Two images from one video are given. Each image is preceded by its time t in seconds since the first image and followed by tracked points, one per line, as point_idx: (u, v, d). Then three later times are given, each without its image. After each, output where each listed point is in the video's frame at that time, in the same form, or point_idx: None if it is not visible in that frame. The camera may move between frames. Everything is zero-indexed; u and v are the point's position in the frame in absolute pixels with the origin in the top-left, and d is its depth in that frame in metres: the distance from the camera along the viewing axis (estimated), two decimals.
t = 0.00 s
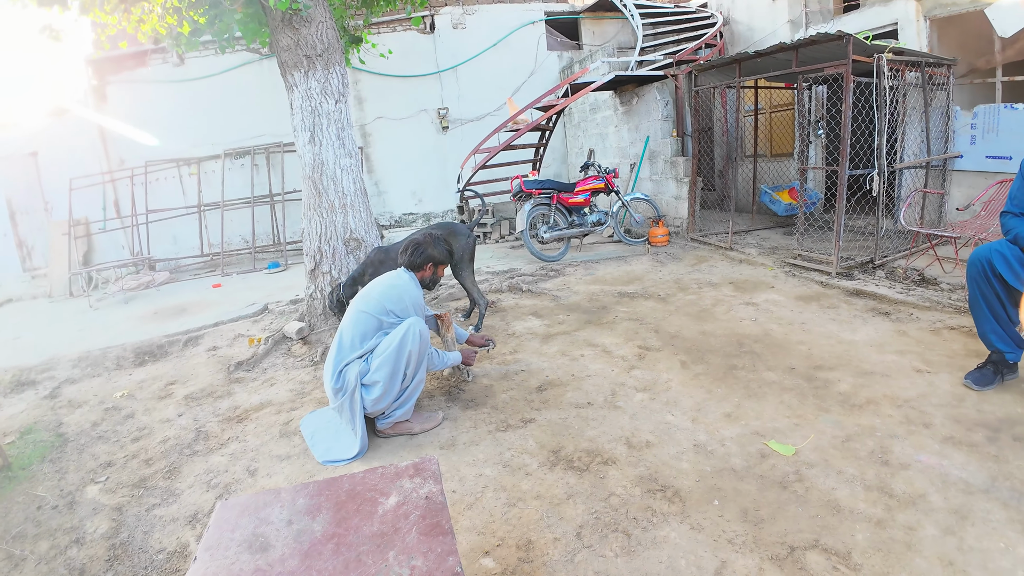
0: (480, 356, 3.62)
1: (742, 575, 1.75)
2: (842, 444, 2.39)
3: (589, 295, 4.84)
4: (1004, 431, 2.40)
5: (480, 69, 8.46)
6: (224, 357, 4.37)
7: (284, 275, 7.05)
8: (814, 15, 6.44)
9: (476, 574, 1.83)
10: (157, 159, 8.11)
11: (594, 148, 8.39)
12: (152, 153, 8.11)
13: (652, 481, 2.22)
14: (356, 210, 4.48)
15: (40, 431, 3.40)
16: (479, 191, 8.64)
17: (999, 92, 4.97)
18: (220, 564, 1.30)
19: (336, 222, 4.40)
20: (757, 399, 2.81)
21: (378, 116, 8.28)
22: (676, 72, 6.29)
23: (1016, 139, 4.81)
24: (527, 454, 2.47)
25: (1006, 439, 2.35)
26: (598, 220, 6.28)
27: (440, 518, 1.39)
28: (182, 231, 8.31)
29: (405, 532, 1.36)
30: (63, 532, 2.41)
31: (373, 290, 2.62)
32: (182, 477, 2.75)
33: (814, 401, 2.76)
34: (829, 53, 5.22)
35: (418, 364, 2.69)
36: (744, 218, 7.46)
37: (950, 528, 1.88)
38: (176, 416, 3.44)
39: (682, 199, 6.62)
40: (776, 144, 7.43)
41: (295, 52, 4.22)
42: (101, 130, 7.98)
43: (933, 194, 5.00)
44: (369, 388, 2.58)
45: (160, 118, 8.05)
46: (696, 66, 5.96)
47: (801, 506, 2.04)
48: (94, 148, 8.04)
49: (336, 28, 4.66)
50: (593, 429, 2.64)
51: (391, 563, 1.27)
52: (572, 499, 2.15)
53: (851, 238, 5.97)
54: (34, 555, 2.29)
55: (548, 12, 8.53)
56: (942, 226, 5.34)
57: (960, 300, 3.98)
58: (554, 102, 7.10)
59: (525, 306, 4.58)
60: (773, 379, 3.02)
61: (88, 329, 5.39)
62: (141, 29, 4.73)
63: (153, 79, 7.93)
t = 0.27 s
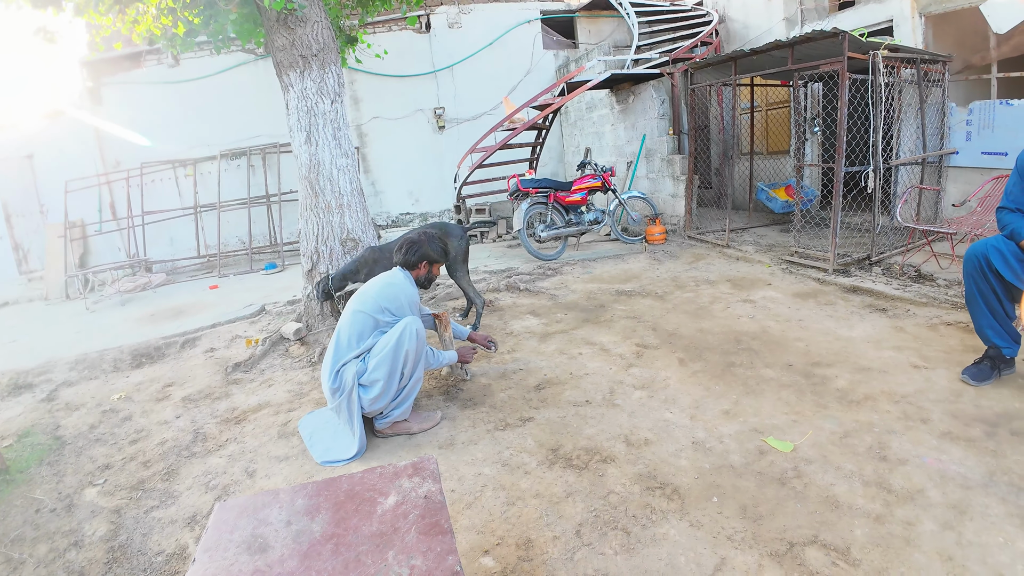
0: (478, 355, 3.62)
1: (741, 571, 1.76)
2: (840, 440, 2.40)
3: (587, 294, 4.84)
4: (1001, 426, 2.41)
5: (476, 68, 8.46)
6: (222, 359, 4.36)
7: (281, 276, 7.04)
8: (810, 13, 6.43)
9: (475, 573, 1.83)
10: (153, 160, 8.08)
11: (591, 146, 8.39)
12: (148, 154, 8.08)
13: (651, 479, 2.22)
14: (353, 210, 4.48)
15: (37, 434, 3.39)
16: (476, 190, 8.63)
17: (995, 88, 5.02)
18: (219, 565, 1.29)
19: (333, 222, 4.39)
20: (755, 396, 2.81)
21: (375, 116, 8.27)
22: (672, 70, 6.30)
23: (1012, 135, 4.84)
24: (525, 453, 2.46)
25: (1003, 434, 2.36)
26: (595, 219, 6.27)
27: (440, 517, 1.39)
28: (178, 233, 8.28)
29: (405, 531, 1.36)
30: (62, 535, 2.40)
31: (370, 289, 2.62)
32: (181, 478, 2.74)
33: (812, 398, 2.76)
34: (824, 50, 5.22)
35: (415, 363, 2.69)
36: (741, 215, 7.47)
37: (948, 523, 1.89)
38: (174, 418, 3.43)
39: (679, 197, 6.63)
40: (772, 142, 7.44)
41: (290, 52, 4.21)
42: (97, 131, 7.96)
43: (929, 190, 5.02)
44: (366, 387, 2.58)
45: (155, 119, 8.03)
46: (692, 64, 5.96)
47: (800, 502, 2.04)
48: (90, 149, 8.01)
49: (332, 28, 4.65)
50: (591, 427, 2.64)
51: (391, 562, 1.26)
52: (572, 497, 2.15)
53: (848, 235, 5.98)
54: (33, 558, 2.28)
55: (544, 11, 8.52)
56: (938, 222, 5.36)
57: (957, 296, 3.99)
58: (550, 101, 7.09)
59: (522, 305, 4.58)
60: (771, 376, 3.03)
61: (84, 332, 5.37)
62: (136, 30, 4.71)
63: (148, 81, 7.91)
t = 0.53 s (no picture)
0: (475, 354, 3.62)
1: (739, 568, 1.76)
2: (836, 437, 2.41)
3: (584, 293, 4.85)
4: (997, 422, 2.43)
5: (472, 67, 8.45)
6: (218, 359, 4.35)
7: (277, 276, 7.02)
8: (805, 11, 6.44)
9: (473, 572, 1.83)
10: (148, 160, 8.05)
11: (587, 145, 8.39)
12: (143, 155, 8.05)
13: (648, 477, 2.22)
14: (349, 210, 4.47)
15: (34, 436, 3.38)
16: (473, 189, 8.62)
17: (990, 85, 5.03)
18: (217, 566, 1.29)
19: (329, 222, 4.39)
20: (752, 393, 2.83)
21: (371, 115, 8.25)
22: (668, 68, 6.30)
23: (1007, 132, 4.86)
24: (523, 452, 2.47)
25: (998, 430, 2.37)
26: (592, 217, 6.27)
27: (437, 517, 1.39)
28: (174, 233, 8.26)
29: (402, 531, 1.36)
30: (60, 537, 2.40)
31: (363, 290, 2.61)
32: (178, 480, 2.74)
33: (808, 395, 2.77)
34: (819, 47, 5.23)
35: (411, 362, 2.69)
36: (738, 213, 7.48)
37: (944, 519, 1.90)
38: (171, 419, 3.43)
39: (676, 195, 6.64)
40: (768, 140, 7.46)
41: (286, 51, 4.20)
42: (92, 132, 7.93)
43: (924, 187, 5.04)
44: (363, 388, 2.58)
45: (150, 120, 8.00)
46: (688, 62, 5.97)
47: (796, 499, 2.05)
48: (85, 150, 7.97)
49: (327, 27, 4.64)
50: (588, 425, 2.64)
51: (388, 562, 1.27)
52: (569, 495, 2.16)
53: (844, 232, 6.00)
54: (30, 561, 2.28)
55: (539, 10, 8.52)
56: (934, 219, 5.38)
57: (953, 293, 4.00)
58: (546, 99, 7.09)
59: (519, 304, 4.58)
60: (767, 373, 3.04)
61: (80, 333, 5.35)
62: (130, 30, 4.69)
63: (143, 81, 7.88)
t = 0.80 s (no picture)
0: (472, 353, 3.62)
1: (736, 564, 1.77)
2: (833, 434, 2.42)
3: (581, 291, 4.85)
4: (992, 418, 2.44)
5: (468, 65, 8.44)
6: (215, 359, 4.34)
7: (274, 276, 7.00)
8: (801, 9, 6.48)
9: (472, 570, 1.83)
10: (143, 160, 8.02)
11: (584, 144, 8.39)
12: (138, 154, 8.02)
13: (645, 474, 2.23)
14: (346, 209, 4.46)
15: (30, 438, 3.37)
16: (469, 188, 8.62)
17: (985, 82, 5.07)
18: (215, 566, 1.29)
19: (326, 221, 4.38)
20: (748, 391, 2.84)
21: (367, 114, 8.24)
22: (664, 67, 6.31)
23: (1002, 129, 4.88)
24: (521, 450, 2.47)
25: (994, 426, 2.38)
26: (589, 216, 6.27)
27: (436, 515, 1.40)
28: (170, 233, 8.23)
29: (400, 529, 1.36)
30: (57, 539, 2.39)
31: (358, 290, 2.61)
32: (176, 480, 2.73)
33: (804, 392, 2.78)
34: (815, 45, 5.24)
35: (408, 361, 2.69)
36: (734, 211, 7.50)
37: (940, 514, 1.91)
38: (168, 419, 3.42)
39: (672, 193, 6.65)
40: (765, 138, 7.47)
41: (281, 50, 4.18)
42: (88, 132, 7.91)
43: (919, 185, 5.06)
44: (361, 388, 2.58)
45: (145, 119, 7.97)
46: (684, 60, 5.97)
47: (793, 495, 2.06)
48: (81, 150, 7.94)
49: (323, 26, 4.63)
50: (586, 423, 2.65)
51: (387, 561, 1.27)
52: (567, 493, 2.16)
53: (840, 230, 6.02)
54: (28, 562, 2.27)
55: (535, 8, 8.52)
56: (930, 216, 5.40)
57: (948, 290, 4.02)
58: (542, 98, 7.09)
59: (517, 303, 4.58)
60: (764, 370, 3.05)
61: (77, 334, 5.33)
62: (125, 30, 4.68)
63: (139, 80, 7.85)
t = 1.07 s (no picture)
0: (469, 351, 3.62)
1: (733, 561, 1.78)
2: (828, 430, 2.43)
3: (578, 289, 4.86)
4: (988, 414, 2.45)
5: (464, 64, 8.43)
6: (211, 360, 4.33)
7: (270, 276, 6.98)
8: (796, 7, 6.50)
9: (470, 568, 1.83)
10: (138, 159, 7.98)
11: (580, 142, 8.39)
12: (133, 153, 7.98)
13: (642, 472, 2.24)
14: (342, 208, 4.45)
15: (26, 439, 3.35)
16: (466, 186, 8.62)
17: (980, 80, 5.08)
18: (213, 566, 1.29)
19: (322, 221, 4.37)
20: (745, 388, 2.85)
21: (363, 113, 8.22)
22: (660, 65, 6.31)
23: (997, 127, 4.90)
24: (518, 448, 2.47)
25: (989, 423, 2.40)
26: (585, 214, 6.27)
27: (433, 514, 1.40)
28: (165, 233, 8.20)
29: (398, 528, 1.36)
30: (55, 540, 2.38)
31: (354, 290, 2.60)
32: (173, 480, 2.73)
33: (800, 389, 2.80)
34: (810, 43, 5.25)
35: (404, 360, 2.69)
36: (730, 209, 7.51)
37: (936, 510, 1.92)
38: (164, 420, 3.41)
39: (668, 191, 6.65)
40: (760, 136, 7.49)
41: (277, 49, 4.17)
42: (83, 132, 7.86)
43: (915, 182, 5.08)
44: (358, 387, 2.58)
45: (140, 118, 7.93)
46: (680, 58, 5.97)
47: (789, 492, 2.07)
48: (76, 150, 7.90)
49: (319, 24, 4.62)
50: (583, 421, 2.65)
51: (385, 560, 1.27)
52: (564, 491, 2.17)
53: (835, 228, 6.04)
54: (25, 563, 2.26)
55: (531, 6, 8.51)
56: (925, 214, 5.42)
57: (943, 287, 4.04)
58: (539, 96, 7.08)
59: (513, 301, 4.58)
60: (760, 368, 3.06)
61: (72, 334, 5.31)
62: (119, 29, 4.64)
63: (133, 79, 7.81)
